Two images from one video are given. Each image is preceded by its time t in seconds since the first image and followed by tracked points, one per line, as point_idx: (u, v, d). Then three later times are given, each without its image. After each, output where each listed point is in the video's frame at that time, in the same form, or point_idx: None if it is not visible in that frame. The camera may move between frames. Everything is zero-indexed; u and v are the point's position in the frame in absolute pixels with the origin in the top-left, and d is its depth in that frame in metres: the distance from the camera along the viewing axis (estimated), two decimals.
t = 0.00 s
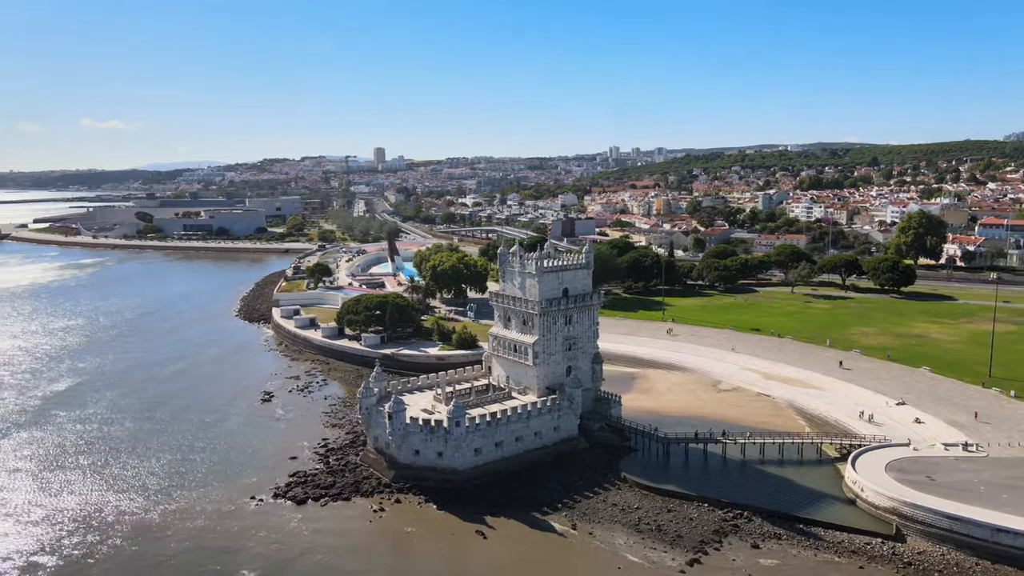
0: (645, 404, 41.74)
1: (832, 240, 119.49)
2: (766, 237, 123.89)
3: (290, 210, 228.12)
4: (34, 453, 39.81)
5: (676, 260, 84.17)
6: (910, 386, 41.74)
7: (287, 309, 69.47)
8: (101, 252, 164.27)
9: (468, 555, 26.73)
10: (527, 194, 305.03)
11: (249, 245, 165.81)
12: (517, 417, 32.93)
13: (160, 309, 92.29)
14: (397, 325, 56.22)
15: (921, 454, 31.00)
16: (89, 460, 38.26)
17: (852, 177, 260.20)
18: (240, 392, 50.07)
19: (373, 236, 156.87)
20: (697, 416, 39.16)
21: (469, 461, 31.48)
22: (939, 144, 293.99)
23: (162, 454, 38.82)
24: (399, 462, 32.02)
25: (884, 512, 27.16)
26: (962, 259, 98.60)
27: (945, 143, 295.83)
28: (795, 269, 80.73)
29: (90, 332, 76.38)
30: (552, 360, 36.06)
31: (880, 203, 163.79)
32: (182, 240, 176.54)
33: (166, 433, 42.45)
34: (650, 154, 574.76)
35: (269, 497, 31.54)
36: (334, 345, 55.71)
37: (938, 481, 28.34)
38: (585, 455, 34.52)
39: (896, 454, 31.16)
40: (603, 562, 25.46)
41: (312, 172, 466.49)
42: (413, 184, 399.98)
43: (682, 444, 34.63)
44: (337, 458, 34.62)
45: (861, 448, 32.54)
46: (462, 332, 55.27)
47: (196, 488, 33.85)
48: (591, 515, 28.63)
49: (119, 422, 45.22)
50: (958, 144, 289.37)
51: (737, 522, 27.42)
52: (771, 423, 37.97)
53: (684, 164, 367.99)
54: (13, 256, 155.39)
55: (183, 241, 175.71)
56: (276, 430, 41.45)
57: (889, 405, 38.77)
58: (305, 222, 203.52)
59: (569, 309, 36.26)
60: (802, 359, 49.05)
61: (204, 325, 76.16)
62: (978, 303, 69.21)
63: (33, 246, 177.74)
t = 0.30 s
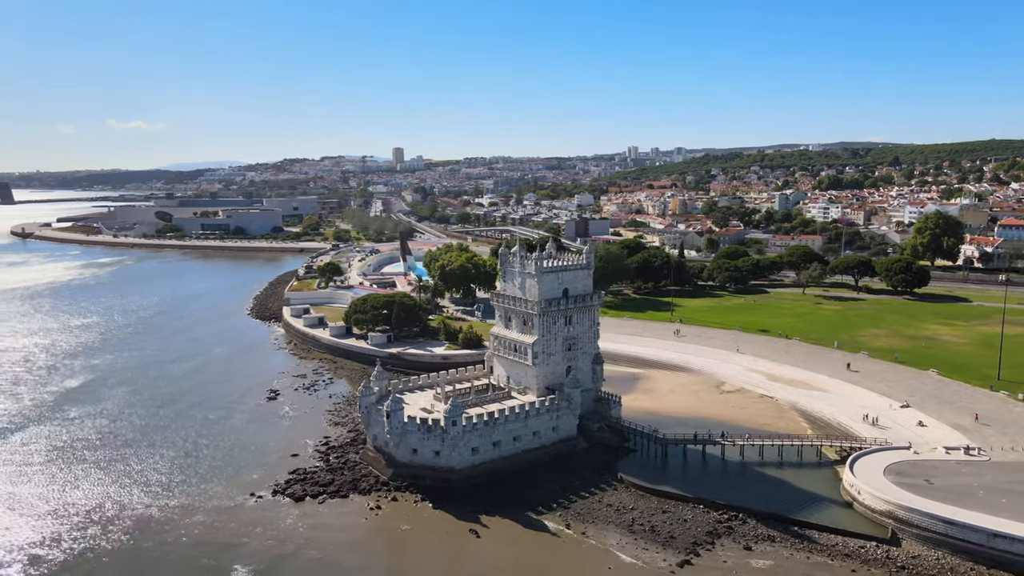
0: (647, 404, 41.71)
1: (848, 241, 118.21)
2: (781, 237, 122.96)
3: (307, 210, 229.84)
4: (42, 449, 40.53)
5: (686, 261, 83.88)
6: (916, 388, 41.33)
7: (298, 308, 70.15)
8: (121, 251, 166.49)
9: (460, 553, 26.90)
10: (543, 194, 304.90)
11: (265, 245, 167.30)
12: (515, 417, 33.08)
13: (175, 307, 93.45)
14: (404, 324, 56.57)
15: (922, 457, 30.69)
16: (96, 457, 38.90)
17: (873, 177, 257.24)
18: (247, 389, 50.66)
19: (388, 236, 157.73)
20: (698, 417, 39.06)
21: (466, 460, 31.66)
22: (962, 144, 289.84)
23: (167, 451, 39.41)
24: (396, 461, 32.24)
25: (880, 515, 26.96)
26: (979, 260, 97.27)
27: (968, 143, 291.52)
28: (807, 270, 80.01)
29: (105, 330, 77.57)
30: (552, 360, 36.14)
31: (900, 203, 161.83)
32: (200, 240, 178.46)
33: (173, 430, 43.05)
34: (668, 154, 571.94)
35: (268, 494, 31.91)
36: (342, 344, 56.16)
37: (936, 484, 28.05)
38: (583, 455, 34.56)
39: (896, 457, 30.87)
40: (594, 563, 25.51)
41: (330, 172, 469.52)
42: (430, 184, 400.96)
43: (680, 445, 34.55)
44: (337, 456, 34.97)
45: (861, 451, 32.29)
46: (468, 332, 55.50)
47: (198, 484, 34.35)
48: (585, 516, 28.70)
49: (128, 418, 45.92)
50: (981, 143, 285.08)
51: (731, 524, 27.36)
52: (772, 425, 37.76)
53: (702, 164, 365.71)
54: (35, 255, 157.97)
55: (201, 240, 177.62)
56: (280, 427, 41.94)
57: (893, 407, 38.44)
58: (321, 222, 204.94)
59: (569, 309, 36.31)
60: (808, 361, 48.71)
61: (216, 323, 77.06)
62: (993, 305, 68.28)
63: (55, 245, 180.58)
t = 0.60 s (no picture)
0: (648, 405, 41.65)
1: (863, 242, 116.98)
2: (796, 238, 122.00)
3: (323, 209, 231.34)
4: (51, 444, 41.28)
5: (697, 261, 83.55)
6: (922, 391, 40.89)
7: (308, 307, 70.75)
8: (139, 250, 168.69)
9: (453, 552, 27.08)
10: (559, 194, 304.43)
11: (281, 244, 168.67)
12: (513, 416, 33.20)
13: (189, 305, 94.53)
14: (410, 324, 56.94)
15: (921, 461, 30.42)
16: (103, 453, 39.55)
17: (893, 177, 254.06)
18: (254, 387, 51.24)
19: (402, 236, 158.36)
20: (699, 419, 38.93)
21: (464, 459, 31.82)
22: (986, 143, 285.25)
23: (172, 447, 39.98)
24: (395, 459, 32.48)
25: (876, 519, 26.75)
26: (997, 261, 95.83)
27: (993, 142, 286.88)
28: (819, 271, 79.39)
29: (120, 328, 78.67)
30: (552, 360, 36.20)
31: (919, 203, 159.73)
32: (217, 239, 180.25)
33: (179, 427, 43.64)
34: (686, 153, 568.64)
35: (267, 491, 32.31)
36: (349, 343, 56.58)
37: (935, 488, 27.76)
38: (582, 455, 34.60)
39: (896, 460, 30.60)
40: (585, 563, 25.55)
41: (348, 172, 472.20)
42: (447, 183, 401.81)
43: (679, 447, 34.46)
44: (337, 454, 35.31)
45: (861, 454, 32.06)
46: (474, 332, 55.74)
47: (200, 481, 34.84)
48: (580, 516, 28.76)
49: (136, 415, 46.60)
50: (1006, 143, 280.49)
51: (725, 526, 27.29)
52: (774, 428, 37.56)
53: (720, 164, 363.22)
54: (55, 253, 160.41)
55: (218, 239, 179.37)
56: (283, 425, 42.41)
57: (897, 409, 38.06)
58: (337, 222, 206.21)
59: (569, 309, 36.36)
60: (814, 362, 48.35)
61: (228, 322, 77.89)
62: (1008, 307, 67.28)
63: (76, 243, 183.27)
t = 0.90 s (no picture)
0: (650, 406, 41.60)
1: (879, 243, 115.72)
2: (811, 239, 120.93)
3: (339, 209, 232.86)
4: (59, 440, 41.99)
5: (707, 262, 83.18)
6: (928, 394, 40.40)
7: (318, 306, 71.34)
8: (158, 250, 170.77)
9: (447, 551, 27.22)
10: (576, 194, 304.03)
11: (297, 244, 170.06)
12: (510, 416, 33.31)
13: (204, 304, 95.66)
14: (416, 324, 57.36)
15: (921, 464, 30.11)
16: (110, 449, 40.18)
17: (914, 177, 250.79)
18: (261, 386, 51.76)
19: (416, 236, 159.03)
20: (700, 420, 38.80)
21: (461, 458, 31.99)
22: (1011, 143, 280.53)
23: (177, 444, 40.53)
24: (393, 458, 32.70)
25: (872, 522, 26.53)
26: (1016, 263, 94.27)
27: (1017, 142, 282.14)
28: (830, 272, 78.71)
29: (134, 326, 79.80)
30: (551, 360, 36.25)
31: (940, 203, 157.49)
32: (234, 238, 182.13)
33: (185, 423, 44.23)
34: (704, 153, 565.24)
35: (266, 488, 32.65)
36: (356, 342, 57.04)
37: (933, 492, 27.48)
38: (579, 456, 34.64)
39: (895, 464, 30.32)
40: (576, 562, 25.63)
41: (365, 172, 474.64)
42: (464, 183, 402.48)
43: (677, 448, 34.36)
44: (337, 452, 35.61)
45: (861, 456, 31.80)
46: (480, 331, 56.03)
47: (203, 477, 35.31)
48: (574, 516, 28.81)
49: (145, 411, 47.27)
50: None
51: (719, 528, 27.21)
52: (775, 430, 37.37)
53: (739, 164, 360.66)
54: (76, 252, 162.92)
55: (235, 239, 181.19)
56: (286, 423, 42.87)
57: (901, 412, 37.66)
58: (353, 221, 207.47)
59: (569, 310, 36.40)
60: (820, 364, 47.97)
61: (241, 321, 78.72)
62: None
63: (97, 243, 186.04)
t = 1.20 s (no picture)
0: (652, 407, 41.55)
1: (896, 244, 114.45)
2: (827, 240, 119.96)
3: (355, 209, 234.39)
4: (68, 435, 42.71)
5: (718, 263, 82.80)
6: (933, 396, 39.98)
7: (328, 305, 71.96)
8: (176, 249, 172.90)
9: (440, 548, 27.40)
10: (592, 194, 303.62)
11: (313, 243, 171.36)
12: (508, 415, 33.45)
13: (219, 303, 96.79)
14: (422, 323, 57.70)
15: (921, 467, 29.84)
16: (117, 445, 40.80)
17: (936, 178, 247.76)
18: (268, 384, 52.32)
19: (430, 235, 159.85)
20: (701, 421, 38.70)
21: (458, 457, 32.18)
22: None
23: (182, 440, 41.08)
24: (391, 456, 32.92)
25: (866, 525, 26.36)
26: None
27: None
28: (842, 274, 78.05)
29: (149, 323, 80.91)
30: (551, 360, 36.32)
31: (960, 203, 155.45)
32: (251, 238, 183.94)
33: (191, 420, 44.81)
34: (723, 153, 561.77)
35: (266, 485, 33.03)
36: (363, 341, 57.49)
37: (930, 496, 27.21)
38: (578, 455, 34.69)
39: (894, 466, 30.06)
40: (567, 562, 25.69)
41: (383, 172, 477.15)
42: (480, 183, 403.22)
43: (675, 448, 34.29)
44: (337, 450, 35.93)
45: (860, 459, 31.56)
46: (486, 331, 56.30)
47: (205, 473, 35.80)
48: (568, 516, 28.88)
49: (153, 407, 47.94)
50: None
51: (712, 529, 27.15)
52: (777, 431, 37.20)
53: (757, 164, 358.17)
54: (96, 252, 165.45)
55: (252, 238, 182.98)
56: (290, 421, 43.32)
57: (905, 414, 37.30)
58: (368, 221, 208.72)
59: (568, 310, 36.44)
60: (826, 365, 47.64)
61: (253, 319, 79.58)
62: None
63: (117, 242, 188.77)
